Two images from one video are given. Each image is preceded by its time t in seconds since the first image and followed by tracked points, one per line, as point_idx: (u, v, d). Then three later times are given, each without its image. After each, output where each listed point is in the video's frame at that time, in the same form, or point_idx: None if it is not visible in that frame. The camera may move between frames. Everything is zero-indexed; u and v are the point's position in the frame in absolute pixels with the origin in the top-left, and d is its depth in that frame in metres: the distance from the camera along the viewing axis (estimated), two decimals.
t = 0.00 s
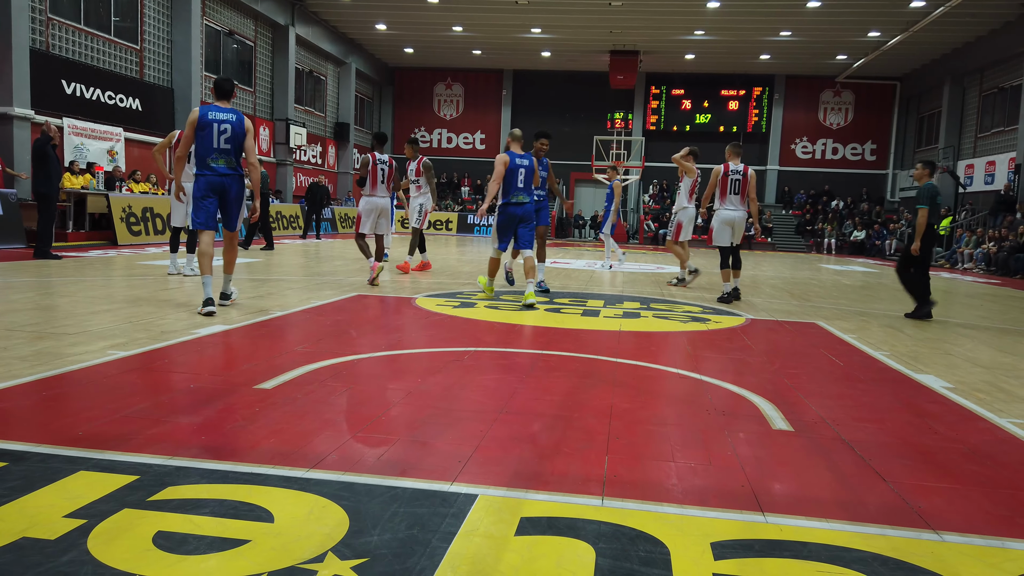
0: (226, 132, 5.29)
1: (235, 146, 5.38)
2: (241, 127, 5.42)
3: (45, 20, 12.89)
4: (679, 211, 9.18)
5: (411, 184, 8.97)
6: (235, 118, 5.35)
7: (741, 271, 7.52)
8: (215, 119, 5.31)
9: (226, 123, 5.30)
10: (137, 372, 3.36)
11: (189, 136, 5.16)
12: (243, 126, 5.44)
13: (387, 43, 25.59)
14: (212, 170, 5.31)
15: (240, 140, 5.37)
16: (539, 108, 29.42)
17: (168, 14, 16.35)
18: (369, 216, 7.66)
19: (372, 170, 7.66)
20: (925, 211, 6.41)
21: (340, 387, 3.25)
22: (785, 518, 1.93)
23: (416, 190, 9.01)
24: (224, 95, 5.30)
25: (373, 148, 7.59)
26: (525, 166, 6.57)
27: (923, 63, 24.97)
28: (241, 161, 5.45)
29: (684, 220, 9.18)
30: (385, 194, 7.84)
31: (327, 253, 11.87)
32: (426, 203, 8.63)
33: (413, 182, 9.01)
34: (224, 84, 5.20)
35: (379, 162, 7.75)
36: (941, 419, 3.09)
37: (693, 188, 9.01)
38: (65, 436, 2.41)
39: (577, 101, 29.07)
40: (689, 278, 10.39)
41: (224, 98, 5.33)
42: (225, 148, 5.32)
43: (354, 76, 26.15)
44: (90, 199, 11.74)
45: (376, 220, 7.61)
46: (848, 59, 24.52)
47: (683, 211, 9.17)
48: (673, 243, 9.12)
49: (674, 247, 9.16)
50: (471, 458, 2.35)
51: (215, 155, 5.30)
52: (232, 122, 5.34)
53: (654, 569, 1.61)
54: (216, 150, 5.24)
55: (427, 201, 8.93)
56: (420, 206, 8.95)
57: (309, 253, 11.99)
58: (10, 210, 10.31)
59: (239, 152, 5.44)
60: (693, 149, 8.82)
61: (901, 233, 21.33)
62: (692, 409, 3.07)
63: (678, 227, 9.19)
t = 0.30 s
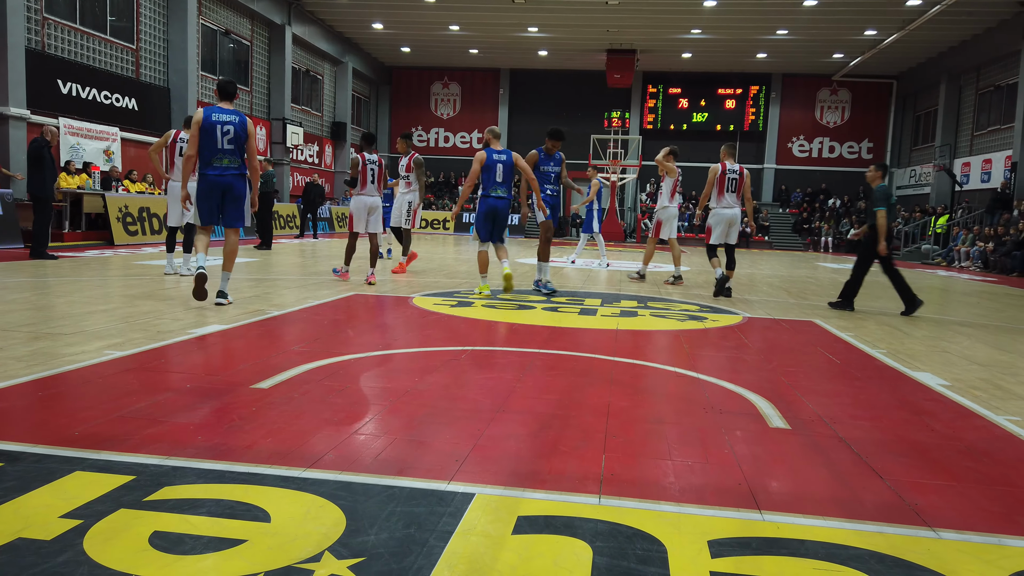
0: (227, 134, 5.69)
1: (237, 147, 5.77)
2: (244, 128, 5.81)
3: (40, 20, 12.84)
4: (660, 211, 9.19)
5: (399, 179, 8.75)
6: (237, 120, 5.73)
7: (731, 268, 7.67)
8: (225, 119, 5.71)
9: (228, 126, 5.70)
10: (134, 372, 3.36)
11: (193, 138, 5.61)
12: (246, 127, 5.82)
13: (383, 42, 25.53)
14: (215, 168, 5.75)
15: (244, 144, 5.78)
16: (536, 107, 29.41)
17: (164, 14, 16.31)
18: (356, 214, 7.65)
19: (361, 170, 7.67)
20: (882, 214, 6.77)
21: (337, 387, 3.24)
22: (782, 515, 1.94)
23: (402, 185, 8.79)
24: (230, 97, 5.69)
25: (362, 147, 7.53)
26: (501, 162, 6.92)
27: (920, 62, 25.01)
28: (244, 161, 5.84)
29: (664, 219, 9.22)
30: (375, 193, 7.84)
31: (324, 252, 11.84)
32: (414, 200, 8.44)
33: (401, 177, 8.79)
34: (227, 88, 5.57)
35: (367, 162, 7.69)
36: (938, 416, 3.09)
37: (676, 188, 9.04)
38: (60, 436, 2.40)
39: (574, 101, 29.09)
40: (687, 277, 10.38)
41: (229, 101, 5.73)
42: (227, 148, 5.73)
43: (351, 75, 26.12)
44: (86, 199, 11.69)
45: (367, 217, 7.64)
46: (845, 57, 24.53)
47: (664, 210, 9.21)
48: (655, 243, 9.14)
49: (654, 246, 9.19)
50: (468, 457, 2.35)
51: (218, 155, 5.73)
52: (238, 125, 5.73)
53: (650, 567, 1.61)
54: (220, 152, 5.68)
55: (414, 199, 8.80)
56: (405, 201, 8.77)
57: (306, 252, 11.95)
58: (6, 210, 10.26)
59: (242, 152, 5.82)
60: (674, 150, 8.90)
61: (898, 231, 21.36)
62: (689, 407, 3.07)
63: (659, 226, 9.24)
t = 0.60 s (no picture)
0: (226, 135, 5.78)
1: (236, 148, 5.85)
2: (243, 131, 5.89)
3: (38, 21, 12.84)
4: (636, 208, 9.51)
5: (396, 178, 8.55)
6: (235, 122, 5.82)
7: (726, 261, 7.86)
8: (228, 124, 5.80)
9: (226, 128, 5.80)
10: (134, 373, 3.36)
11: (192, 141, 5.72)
12: (245, 130, 5.90)
13: (381, 41, 25.50)
14: (214, 171, 5.82)
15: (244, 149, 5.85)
16: (535, 106, 29.39)
17: (162, 14, 16.29)
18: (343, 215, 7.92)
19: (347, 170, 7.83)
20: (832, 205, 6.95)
21: (337, 387, 3.24)
22: (783, 511, 1.94)
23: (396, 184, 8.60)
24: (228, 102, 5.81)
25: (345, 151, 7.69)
26: (488, 164, 7.49)
27: (917, 58, 25.01)
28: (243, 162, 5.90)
29: (641, 215, 9.58)
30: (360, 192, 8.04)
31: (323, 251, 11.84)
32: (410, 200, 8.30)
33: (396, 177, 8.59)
34: (225, 91, 5.70)
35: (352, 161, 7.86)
36: (937, 412, 3.10)
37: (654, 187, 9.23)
38: (61, 436, 2.41)
39: (572, 99, 29.09)
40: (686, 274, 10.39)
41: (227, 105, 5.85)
42: (225, 150, 5.81)
43: (349, 75, 26.10)
44: (85, 200, 11.68)
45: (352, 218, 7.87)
46: (843, 54, 24.53)
47: (640, 207, 9.52)
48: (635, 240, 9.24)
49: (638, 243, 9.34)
50: (469, 456, 2.35)
51: (217, 157, 5.81)
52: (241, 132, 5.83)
53: (651, 563, 1.62)
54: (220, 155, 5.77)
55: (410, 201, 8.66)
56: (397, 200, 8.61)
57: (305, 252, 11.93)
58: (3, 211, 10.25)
59: (241, 154, 5.89)
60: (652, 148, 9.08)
61: (897, 227, 21.36)
62: (690, 404, 3.07)
63: (636, 223, 9.62)
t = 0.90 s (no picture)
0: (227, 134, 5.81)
1: (238, 146, 5.87)
2: (245, 128, 5.89)
3: (42, 20, 12.86)
4: (631, 201, 9.68)
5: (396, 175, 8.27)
6: (236, 120, 5.83)
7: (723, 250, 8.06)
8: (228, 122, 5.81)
9: (228, 126, 5.82)
10: (144, 370, 3.38)
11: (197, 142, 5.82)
12: (247, 127, 5.90)
13: (384, 36, 25.46)
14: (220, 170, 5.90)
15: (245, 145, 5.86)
16: (539, 100, 29.31)
17: (166, 12, 16.30)
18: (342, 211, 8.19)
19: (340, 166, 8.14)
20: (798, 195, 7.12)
21: (347, 382, 3.25)
22: (795, 502, 1.94)
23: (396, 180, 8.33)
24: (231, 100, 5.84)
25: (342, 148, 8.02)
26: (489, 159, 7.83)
27: (923, 47, 24.81)
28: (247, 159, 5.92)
29: (636, 207, 9.76)
30: (358, 187, 8.30)
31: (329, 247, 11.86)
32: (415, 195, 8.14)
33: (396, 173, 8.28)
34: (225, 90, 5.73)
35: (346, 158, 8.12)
36: (949, 402, 3.08)
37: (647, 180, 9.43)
38: (74, 434, 2.42)
39: (577, 92, 28.99)
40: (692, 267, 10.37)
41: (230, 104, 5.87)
42: (228, 148, 5.85)
43: (353, 71, 26.08)
44: (91, 199, 11.72)
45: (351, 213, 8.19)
46: (848, 44, 24.34)
47: (635, 200, 9.69)
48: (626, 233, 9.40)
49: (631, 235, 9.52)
50: (480, 450, 2.36)
51: (221, 157, 5.88)
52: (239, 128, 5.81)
53: (665, 556, 1.62)
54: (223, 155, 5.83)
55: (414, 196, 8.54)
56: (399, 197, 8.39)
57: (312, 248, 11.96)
58: (11, 210, 10.30)
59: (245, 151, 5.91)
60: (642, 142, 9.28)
61: (904, 218, 21.22)
62: (699, 397, 3.07)
63: (632, 215, 9.76)
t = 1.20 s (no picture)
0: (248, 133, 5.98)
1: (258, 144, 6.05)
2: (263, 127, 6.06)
3: (59, 20, 13.00)
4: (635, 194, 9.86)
5: (410, 167, 8.14)
6: (256, 120, 6.01)
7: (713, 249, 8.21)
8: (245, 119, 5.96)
9: (248, 125, 6.00)
10: (163, 366, 3.42)
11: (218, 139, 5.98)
12: (265, 126, 6.07)
13: (397, 32, 25.47)
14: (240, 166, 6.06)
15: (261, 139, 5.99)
16: (552, 93, 29.18)
17: (181, 10, 16.42)
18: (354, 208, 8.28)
19: (352, 163, 8.31)
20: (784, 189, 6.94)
21: (364, 378, 3.27)
22: (815, 497, 1.93)
23: (409, 173, 8.18)
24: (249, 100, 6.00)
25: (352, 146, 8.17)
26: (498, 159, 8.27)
27: (942, 36, 24.41)
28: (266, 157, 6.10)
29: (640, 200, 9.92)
30: (368, 184, 8.42)
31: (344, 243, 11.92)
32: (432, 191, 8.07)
33: (409, 165, 8.14)
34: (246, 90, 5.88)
35: (357, 156, 8.31)
36: (970, 396, 3.05)
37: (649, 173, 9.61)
38: (97, 429, 2.46)
39: (590, 85, 28.84)
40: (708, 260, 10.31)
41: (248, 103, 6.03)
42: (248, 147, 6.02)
43: (366, 66, 26.13)
44: (109, 196, 11.84)
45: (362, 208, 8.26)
46: (865, 33, 24.01)
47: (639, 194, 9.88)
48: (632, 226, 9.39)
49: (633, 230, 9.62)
50: (497, 445, 2.37)
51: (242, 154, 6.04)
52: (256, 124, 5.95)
53: (685, 550, 1.62)
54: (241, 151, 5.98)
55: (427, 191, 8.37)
56: (411, 190, 8.24)
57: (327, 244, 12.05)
58: (32, 209, 10.46)
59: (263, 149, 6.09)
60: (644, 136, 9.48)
61: (923, 209, 20.93)
62: (718, 391, 3.05)
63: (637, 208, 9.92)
